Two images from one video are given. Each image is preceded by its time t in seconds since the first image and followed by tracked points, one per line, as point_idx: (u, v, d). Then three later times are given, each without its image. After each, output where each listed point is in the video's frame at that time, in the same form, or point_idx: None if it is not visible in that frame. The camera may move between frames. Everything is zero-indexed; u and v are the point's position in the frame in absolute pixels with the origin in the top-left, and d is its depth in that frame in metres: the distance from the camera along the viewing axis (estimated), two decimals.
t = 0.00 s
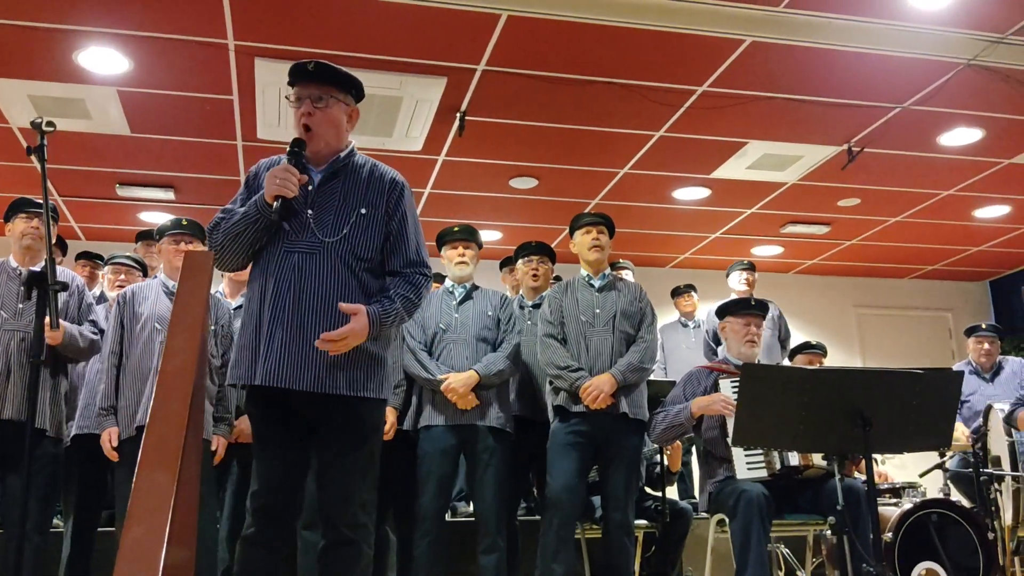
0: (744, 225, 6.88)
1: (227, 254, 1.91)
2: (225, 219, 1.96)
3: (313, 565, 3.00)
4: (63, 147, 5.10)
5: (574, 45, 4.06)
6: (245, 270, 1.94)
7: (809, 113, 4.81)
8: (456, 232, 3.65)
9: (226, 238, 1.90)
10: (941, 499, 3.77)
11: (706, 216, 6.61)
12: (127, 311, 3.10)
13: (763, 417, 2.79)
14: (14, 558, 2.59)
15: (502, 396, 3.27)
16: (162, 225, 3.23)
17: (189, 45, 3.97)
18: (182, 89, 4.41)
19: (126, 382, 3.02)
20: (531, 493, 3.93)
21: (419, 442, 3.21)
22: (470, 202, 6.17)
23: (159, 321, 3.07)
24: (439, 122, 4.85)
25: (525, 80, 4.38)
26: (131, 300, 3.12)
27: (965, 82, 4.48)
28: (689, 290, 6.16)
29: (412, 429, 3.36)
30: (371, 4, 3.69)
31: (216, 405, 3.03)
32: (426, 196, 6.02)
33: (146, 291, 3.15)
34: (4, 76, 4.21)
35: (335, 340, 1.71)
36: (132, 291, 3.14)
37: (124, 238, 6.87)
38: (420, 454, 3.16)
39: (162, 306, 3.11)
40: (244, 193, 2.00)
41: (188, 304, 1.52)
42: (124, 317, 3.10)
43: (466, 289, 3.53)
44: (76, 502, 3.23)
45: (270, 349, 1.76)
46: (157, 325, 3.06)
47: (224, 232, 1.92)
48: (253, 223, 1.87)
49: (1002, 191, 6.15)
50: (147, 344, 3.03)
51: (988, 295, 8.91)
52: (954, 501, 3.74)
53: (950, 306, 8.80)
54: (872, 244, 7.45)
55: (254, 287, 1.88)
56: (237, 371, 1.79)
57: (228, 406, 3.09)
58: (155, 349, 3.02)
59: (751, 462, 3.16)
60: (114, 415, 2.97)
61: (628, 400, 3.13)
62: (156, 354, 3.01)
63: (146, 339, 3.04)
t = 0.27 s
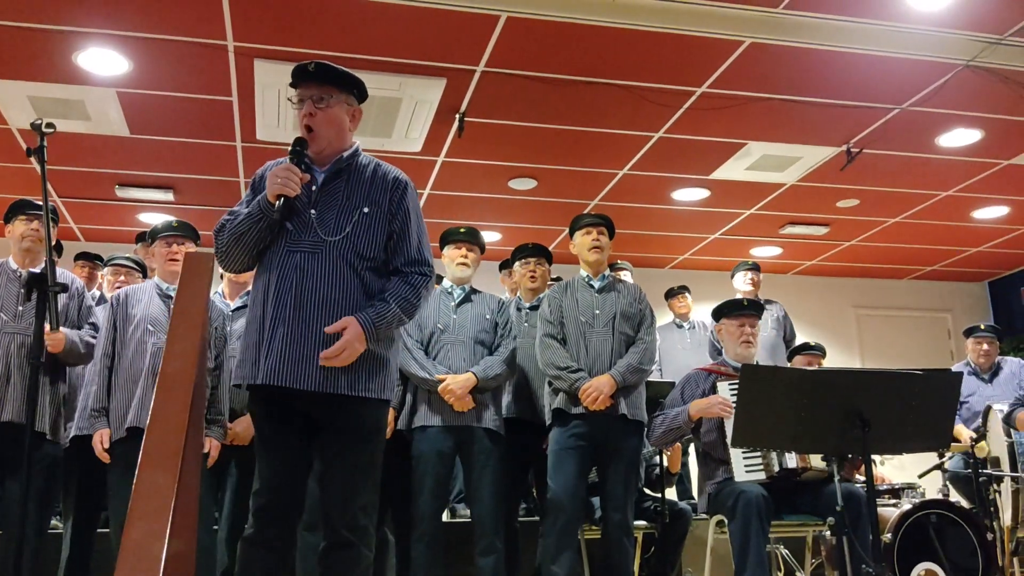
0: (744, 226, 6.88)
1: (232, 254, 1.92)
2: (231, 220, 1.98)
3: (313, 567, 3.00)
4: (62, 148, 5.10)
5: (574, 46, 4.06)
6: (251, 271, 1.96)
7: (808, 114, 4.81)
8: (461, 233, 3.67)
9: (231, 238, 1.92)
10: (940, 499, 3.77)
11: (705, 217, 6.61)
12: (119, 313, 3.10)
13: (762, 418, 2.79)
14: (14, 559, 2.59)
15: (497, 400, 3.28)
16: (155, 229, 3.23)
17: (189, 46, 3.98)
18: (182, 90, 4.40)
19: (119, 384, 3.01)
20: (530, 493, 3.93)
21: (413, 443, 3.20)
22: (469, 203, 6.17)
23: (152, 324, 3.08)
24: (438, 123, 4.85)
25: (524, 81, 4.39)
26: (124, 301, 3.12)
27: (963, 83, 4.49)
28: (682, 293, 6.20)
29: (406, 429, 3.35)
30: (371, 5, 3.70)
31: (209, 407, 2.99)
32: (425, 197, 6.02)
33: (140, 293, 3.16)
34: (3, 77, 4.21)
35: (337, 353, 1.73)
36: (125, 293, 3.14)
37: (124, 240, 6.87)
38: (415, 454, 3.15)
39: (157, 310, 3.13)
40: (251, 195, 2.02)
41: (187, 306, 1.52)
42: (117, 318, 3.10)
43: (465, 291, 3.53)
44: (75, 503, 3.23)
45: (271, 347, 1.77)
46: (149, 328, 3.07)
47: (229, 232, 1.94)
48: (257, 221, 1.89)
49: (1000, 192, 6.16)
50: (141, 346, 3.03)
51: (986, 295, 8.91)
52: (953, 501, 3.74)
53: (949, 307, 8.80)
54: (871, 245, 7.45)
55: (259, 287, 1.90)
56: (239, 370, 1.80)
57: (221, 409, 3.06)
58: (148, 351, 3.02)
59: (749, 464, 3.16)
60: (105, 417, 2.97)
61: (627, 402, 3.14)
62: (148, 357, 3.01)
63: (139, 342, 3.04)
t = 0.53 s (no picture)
0: (743, 226, 6.88)
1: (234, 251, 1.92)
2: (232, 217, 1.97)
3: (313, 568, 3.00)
4: (61, 149, 5.09)
5: (574, 46, 4.06)
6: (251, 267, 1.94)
7: (807, 114, 4.81)
8: (468, 234, 3.70)
9: (233, 235, 1.91)
10: (939, 499, 3.77)
11: (704, 217, 6.61)
12: (115, 311, 3.12)
13: (761, 419, 2.80)
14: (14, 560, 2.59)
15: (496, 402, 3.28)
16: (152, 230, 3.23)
17: (188, 46, 3.98)
18: (181, 90, 4.40)
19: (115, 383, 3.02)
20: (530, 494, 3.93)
21: (411, 443, 3.20)
22: (468, 204, 6.17)
23: (147, 321, 3.08)
24: (438, 124, 4.85)
25: (524, 82, 4.39)
26: (120, 299, 3.13)
27: (963, 83, 4.49)
28: (677, 293, 6.22)
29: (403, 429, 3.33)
30: (370, 6, 3.70)
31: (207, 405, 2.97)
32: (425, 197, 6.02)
33: (135, 291, 3.16)
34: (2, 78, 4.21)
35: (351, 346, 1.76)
36: (121, 291, 3.15)
37: (123, 241, 6.87)
38: (414, 455, 3.14)
39: (154, 309, 3.12)
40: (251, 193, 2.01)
41: (186, 307, 1.51)
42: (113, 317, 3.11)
43: (465, 292, 3.52)
44: (74, 503, 3.23)
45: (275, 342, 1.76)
46: (146, 326, 3.07)
47: (230, 228, 1.93)
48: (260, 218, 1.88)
49: (1000, 192, 6.16)
50: (137, 344, 3.03)
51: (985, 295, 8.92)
52: (953, 501, 3.74)
53: (948, 307, 8.80)
54: (870, 245, 7.45)
55: (260, 283, 1.89)
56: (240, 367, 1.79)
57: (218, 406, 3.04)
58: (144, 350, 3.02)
59: (750, 464, 3.17)
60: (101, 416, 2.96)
61: (626, 403, 3.14)
62: (145, 355, 3.01)
63: (135, 340, 3.04)
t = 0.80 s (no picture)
0: (743, 227, 6.89)
1: (230, 262, 1.90)
2: (225, 230, 1.95)
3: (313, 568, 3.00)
4: (61, 150, 5.10)
5: (574, 47, 4.06)
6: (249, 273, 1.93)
7: (807, 115, 4.81)
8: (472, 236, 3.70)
9: (232, 245, 1.90)
10: (939, 500, 3.77)
11: (704, 218, 6.62)
12: (115, 310, 3.13)
13: (760, 420, 2.80)
14: (15, 560, 2.59)
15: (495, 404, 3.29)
16: (152, 230, 3.25)
17: (188, 48, 3.98)
18: (182, 91, 4.41)
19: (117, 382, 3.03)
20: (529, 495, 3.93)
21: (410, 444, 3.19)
22: (468, 205, 6.17)
23: (147, 321, 3.10)
24: (438, 125, 4.86)
25: (524, 83, 4.39)
26: (119, 299, 3.15)
27: (963, 84, 4.49)
28: (677, 293, 6.27)
29: (402, 429, 3.33)
30: (371, 7, 3.70)
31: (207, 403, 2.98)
32: (424, 198, 6.02)
33: (135, 290, 3.17)
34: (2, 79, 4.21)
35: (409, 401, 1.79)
36: (120, 291, 3.17)
37: (123, 242, 6.87)
38: (413, 456, 3.14)
39: (153, 308, 3.13)
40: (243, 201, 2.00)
41: (189, 309, 1.52)
42: (113, 316, 3.13)
43: (466, 294, 3.53)
44: (74, 504, 3.24)
45: (288, 338, 1.77)
46: (145, 325, 3.08)
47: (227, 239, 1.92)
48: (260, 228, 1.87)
49: (999, 193, 6.17)
50: (138, 344, 3.05)
51: (985, 295, 8.92)
52: (952, 501, 3.74)
53: (947, 308, 8.81)
54: (870, 246, 7.46)
55: (264, 285, 1.88)
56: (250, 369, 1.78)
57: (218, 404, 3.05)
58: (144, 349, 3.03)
59: (749, 465, 3.17)
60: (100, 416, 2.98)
61: (625, 404, 3.14)
62: (145, 354, 3.02)
63: (136, 340, 3.06)
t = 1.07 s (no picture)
0: (742, 228, 6.89)
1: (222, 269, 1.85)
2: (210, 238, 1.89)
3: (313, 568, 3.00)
4: (62, 151, 5.10)
5: (574, 49, 4.07)
6: (239, 278, 1.90)
7: (807, 116, 4.82)
8: (461, 236, 3.67)
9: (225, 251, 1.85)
10: (939, 500, 3.77)
11: (704, 218, 6.62)
12: (113, 313, 3.13)
13: (760, 420, 2.80)
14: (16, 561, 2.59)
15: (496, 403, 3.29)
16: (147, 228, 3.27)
17: (188, 49, 3.98)
18: (181, 93, 4.41)
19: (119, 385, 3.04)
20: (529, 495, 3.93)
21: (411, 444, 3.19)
22: (468, 205, 6.17)
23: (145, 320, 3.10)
24: (437, 126, 4.86)
25: (524, 84, 4.39)
26: (117, 302, 3.14)
27: (962, 85, 4.50)
28: (677, 293, 6.27)
29: (401, 428, 3.32)
30: (371, 8, 3.70)
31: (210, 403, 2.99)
32: (424, 199, 6.02)
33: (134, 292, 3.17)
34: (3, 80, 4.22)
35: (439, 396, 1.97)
36: (118, 294, 3.16)
37: (123, 243, 6.88)
38: (413, 456, 3.14)
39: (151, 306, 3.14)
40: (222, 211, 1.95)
41: (191, 310, 1.52)
42: (111, 319, 3.12)
43: (465, 294, 3.53)
44: (77, 507, 3.24)
45: (306, 325, 1.78)
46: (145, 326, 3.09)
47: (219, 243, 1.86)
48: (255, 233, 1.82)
49: (999, 193, 6.17)
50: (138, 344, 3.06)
51: (984, 296, 8.92)
52: (952, 502, 3.74)
53: (947, 308, 8.81)
54: (870, 246, 7.46)
55: (265, 281, 1.87)
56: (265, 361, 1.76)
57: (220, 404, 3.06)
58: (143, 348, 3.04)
59: (751, 464, 3.17)
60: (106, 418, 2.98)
61: (626, 402, 3.14)
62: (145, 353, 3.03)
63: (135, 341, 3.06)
